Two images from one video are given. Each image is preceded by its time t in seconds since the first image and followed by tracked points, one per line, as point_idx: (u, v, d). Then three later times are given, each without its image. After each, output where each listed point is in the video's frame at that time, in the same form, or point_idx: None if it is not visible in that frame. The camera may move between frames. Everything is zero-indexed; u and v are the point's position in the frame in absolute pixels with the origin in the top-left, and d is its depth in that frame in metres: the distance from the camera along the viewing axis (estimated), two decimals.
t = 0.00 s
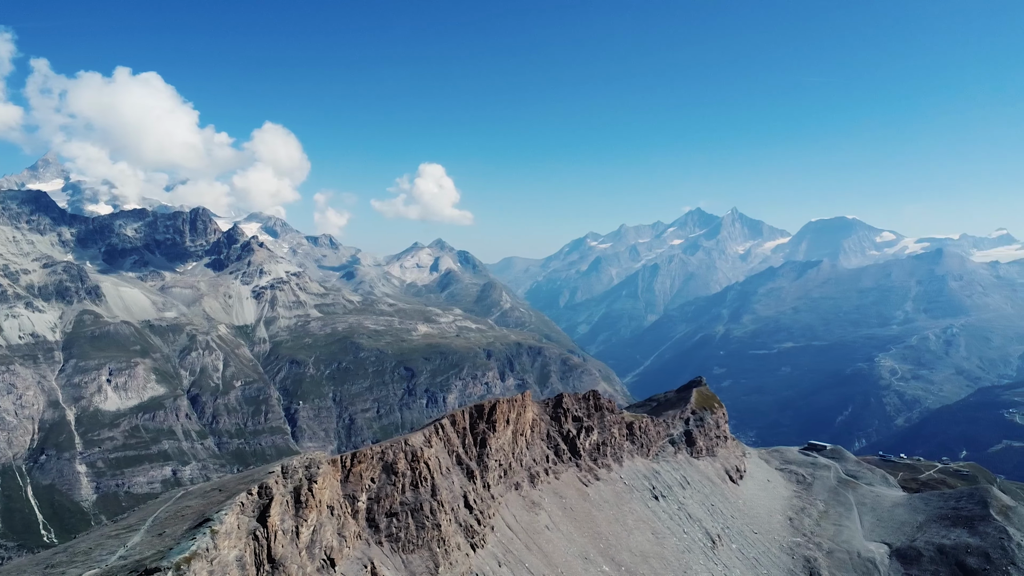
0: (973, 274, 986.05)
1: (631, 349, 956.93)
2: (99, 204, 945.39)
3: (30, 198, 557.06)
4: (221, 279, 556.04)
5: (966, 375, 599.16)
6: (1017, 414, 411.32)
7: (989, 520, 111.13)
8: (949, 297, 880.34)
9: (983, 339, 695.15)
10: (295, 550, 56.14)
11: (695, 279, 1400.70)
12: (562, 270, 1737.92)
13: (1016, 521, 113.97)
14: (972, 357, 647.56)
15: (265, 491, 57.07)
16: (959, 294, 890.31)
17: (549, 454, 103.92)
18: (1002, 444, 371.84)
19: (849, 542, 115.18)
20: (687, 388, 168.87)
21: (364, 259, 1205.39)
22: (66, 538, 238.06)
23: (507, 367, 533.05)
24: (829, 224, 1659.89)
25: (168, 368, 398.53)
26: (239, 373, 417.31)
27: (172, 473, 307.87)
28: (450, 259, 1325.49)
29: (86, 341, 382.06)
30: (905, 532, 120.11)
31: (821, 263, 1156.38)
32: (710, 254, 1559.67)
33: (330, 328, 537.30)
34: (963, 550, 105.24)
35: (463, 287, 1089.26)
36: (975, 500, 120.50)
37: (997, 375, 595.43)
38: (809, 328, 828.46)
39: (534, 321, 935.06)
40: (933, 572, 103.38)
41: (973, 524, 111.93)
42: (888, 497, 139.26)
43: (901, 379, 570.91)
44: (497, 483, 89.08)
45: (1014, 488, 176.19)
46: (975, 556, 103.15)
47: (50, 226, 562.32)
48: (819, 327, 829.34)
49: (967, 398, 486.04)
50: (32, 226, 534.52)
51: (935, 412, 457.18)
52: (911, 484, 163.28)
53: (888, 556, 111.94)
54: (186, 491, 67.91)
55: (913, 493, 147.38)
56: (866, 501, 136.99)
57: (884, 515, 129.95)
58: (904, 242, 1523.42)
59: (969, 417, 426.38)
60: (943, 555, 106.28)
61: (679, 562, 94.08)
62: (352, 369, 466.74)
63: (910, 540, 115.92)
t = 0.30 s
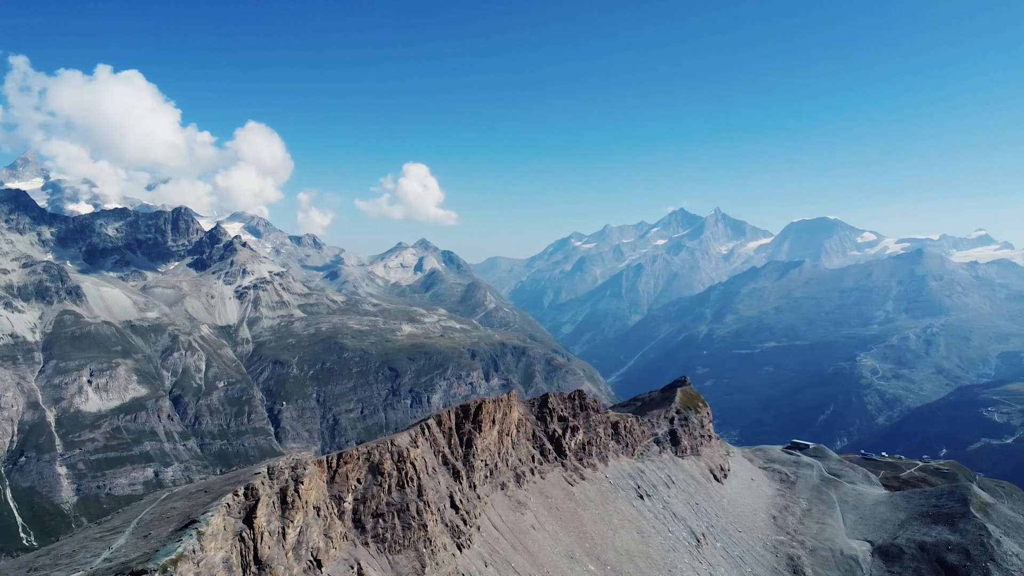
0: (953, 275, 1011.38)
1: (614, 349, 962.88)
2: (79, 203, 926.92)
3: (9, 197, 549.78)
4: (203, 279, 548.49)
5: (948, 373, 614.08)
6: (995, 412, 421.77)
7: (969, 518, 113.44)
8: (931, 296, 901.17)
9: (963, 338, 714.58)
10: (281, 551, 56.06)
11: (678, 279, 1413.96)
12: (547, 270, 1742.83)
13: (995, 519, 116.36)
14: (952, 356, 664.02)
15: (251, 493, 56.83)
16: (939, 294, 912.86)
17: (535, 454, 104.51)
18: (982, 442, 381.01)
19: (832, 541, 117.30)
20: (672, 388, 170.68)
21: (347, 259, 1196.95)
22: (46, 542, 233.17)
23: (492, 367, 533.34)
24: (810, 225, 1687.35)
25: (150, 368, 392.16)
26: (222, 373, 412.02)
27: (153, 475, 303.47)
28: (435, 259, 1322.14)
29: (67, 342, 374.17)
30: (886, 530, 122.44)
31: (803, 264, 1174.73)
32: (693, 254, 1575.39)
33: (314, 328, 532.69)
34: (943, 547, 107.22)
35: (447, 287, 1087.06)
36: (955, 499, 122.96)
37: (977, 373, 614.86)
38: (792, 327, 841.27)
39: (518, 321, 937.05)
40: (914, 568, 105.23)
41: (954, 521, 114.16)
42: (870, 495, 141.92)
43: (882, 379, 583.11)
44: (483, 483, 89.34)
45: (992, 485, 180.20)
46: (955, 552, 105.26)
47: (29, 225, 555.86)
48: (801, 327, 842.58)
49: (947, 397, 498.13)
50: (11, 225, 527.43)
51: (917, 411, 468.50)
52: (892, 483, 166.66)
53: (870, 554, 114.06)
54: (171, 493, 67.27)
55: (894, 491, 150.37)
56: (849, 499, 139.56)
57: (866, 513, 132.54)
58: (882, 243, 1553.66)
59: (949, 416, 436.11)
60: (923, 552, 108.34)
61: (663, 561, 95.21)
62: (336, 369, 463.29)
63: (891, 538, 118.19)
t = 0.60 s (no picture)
0: (933, 275, 1031.45)
1: (599, 349, 968.48)
2: (60, 202, 909.33)
3: None
4: (185, 279, 540.89)
5: (927, 373, 627.28)
6: (973, 410, 431.32)
7: (950, 515, 116.12)
8: (911, 296, 920.37)
9: (942, 338, 731.62)
10: (268, 552, 55.92)
11: (662, 279, 1425.57)
12: (531, 270, 1746.19)
13: (974, 517, 119.12)
14: (932, 355, 678.57)
15: (238, 494, 56.63)
16: (919, 294, 931.70)
17: (521, 454, 105.02)
18: (961, 440, 389.83)
19: (814, 539, 119.63)
20: (657, 387, 172.25)
21: (332, 258, 1187.59)
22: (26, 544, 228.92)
23: (477, 367, 532.96)
24: (792, 225, 1712.89)
25: (132, 369, 385.42)
26: (205, 374, 406.48)
27: (135, 477, 299.04)
28: (419, 259, 1318.04)
29: (47, 342, 366.14)
30: (868, 528, 125.03)
31: (786, 264, 1191.49)
32: (676, 255, 1589.53)
33: (298, 329, 527.90)
34: (924, 544, 109.66)
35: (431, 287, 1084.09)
36: (936, 497, 125.71)
37: (956, 373, 628.49)
38: (774, 327, 853.35)
39: (502, 321, 937.89)
40: (895, 566, 107.64)
41: (935, 519, 116.79)
42: (853, 494, 144.85)
43: (863, 378, 594.83)
44: (469, 483, 89.54)
45: (970, 483, 184.18)
46: (935, 548, 107.59)
47: (8, 224, 553.19)
48: (784, 327, 854.99)
49: (927, 395, 509.73)
50: None
51: (897, 410, 478.49)
52: (874, 481, 170.20)
53: (853, 552, 116.30)
54: (156, 494, 66.70)
55: (875, 489, 153.59)
56: (831, 498, 142.52)
57: (849, 511, 135.30)
58: (861, 244, 1581.85)
59: (928, 415, 445.60)
60: (905, 549, 110.62)
61: (649, 560, 96.30)
62: (320, 369, 459.55)
63: (874, 536, 120.58)
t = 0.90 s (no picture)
0: (912, 275, 1052.45)
1: (583, 349, 973.31)
2: (38, 201, 890.38)
3: None
4: (167, 279, 532.59)
5: (907, 372, 639.93)
6: (953, 409, 440.62)
7: (930, 513, 118.95)
8: (892, 296, 937.53)
9: (922, 338, 747.15)
10: (254, 553, 55.81)
11: (645, 279, 1436.16)
12: (515, 270, 1748.63)
13: (955, 514, 121.83)
14: (913, 355, 693.06)
15: (223, 495, 56.60)
16: (899, 294, 950.14)
17: (506, 454, 105.53)
18: (941, 439, 398.22)
19: (798, 537, 121.81)
20: (642, 387, 174.00)
21: (315, 258, 1177.93)
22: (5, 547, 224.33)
23: (461, 367, 532.42)
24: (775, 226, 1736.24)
25: (113, 370, 378.53)
26: (187, 375, 400.50)
27: (116, 479, 294.47)
28: (403, 259, 1313.17)
29: (26, 343, 357.62)
30: (850, 526, 127.60)
31: (768, 264, 1207.38)
32: (660, 255, 1602.89)
33: (281, 329, 522.60)
34: (906, 541, 112.06)
35: (415, 286, 1080.47)
36: (917, 495, 128.38)
37: (935, 372, 642.61)
38: (757, 327, 864.88)
39: (487, 320, 938.48)
40: (878, 563, 109.92)
41: (916, 516, 119.49)
42: (835, 492, 147.70)
43: (845, 377, 605.78)
44: (454, 483, 89.90)
45: (950, 481, 188.27)
46: (916, 546, 110.02)
47: None
48: (766, 326, 867.12)
49: (907, 394, 520.60)
50: None
51: (878, 409, 487.29)
52: (856, 479, 173.61)
53: (836, 549, 118.55)
54: (141, 495, 66.34)
55: (856, 487, 156.86)
56: (814, 496, 145.23)
57: (832, 509, 137.97)
58: (842, 245, 1608.41)
59: (909, 414, 454.46)
60: (887, 547, 113.05)
61: (634, 559, 97.35)
62: (303, 369, 455.41)
63: (856, 534, 122.95)
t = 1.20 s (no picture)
0: (893, 275, 1072.45)
1: (567, 348, 977.13)
2: (17, 200, 870.24)
3: None
4: (149, 279, 523.78)
5: (887, 371, 653.25)
6: (933, 408, 450.76)
7: (912, 510, 121.76)
8: (873, 296, 955.42)
9: (903, 337, 763.20)
10: (240, 555, 55.63)
11: (629, 279, 1446.22)
12: (499, 270, 1749.41)
13: (936, 511, 124.65)
14: (894, 354, 707.16)
15: (210, 497, 56.42)
16: (880, 293, 968.17)
17: (492, 453, 106.03)
18: (921, 437, 407.47)
19: (782, 535, 124.11)
20: (627, 386, 175.68)
21: (299, 258, 1166.87)
22: None
23: (445, 367, 531.28)
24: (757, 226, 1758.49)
25: (94, 371, 371.60)
26: (169, 375, 394.49)
27: (98, 480, 289.62)
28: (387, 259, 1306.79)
29: (5, 343, 349.51)
30: (833, 523, 130.19)
31: (751, 264, 1222.26)
32: (644, 255, 1614.47)
33: (264, 329, 516.88)
34: (888, 539, 114.60)
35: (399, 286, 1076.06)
36: (899, 493, 131.21)
37: (915, 371, 656.42)
38: (739, 326, 875.81)
39: (471, 320, 937.91)
40: (861, 560, 112.17)
41: (898, 514, 122.29)
42: (818, 490, 150.63)
43: (827, 376, 616.34)
44: (441, 483, 90.10)
45: (930, 478, 192.69)
46: (899, 543, 112.41)
47: None
48: (749, 326, 878.51)
49: (888, 393, 531.09)
50: None
51: (860, 408, 496.68)
52: (839, 477, 177.02)
53: (819, 547, 120.90)
54: (125, 496, 65.82)
55: (838, 485, 159.98)
56: (798, 494, 147.86)
57: (815, 507, 140.59)
58: (823, 245, 1635.01)
59: (890, 412, 463.72)
60: (869, 544, 115.61)
61: (619, 558, 98.55)
62: (287, 370, 450.80)
63: (839, 531, 125.48)
